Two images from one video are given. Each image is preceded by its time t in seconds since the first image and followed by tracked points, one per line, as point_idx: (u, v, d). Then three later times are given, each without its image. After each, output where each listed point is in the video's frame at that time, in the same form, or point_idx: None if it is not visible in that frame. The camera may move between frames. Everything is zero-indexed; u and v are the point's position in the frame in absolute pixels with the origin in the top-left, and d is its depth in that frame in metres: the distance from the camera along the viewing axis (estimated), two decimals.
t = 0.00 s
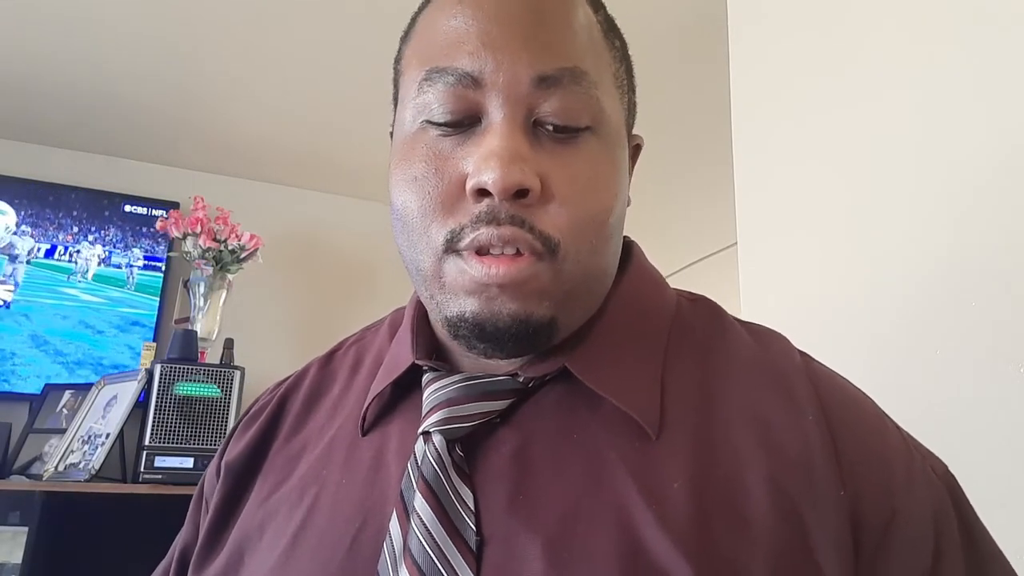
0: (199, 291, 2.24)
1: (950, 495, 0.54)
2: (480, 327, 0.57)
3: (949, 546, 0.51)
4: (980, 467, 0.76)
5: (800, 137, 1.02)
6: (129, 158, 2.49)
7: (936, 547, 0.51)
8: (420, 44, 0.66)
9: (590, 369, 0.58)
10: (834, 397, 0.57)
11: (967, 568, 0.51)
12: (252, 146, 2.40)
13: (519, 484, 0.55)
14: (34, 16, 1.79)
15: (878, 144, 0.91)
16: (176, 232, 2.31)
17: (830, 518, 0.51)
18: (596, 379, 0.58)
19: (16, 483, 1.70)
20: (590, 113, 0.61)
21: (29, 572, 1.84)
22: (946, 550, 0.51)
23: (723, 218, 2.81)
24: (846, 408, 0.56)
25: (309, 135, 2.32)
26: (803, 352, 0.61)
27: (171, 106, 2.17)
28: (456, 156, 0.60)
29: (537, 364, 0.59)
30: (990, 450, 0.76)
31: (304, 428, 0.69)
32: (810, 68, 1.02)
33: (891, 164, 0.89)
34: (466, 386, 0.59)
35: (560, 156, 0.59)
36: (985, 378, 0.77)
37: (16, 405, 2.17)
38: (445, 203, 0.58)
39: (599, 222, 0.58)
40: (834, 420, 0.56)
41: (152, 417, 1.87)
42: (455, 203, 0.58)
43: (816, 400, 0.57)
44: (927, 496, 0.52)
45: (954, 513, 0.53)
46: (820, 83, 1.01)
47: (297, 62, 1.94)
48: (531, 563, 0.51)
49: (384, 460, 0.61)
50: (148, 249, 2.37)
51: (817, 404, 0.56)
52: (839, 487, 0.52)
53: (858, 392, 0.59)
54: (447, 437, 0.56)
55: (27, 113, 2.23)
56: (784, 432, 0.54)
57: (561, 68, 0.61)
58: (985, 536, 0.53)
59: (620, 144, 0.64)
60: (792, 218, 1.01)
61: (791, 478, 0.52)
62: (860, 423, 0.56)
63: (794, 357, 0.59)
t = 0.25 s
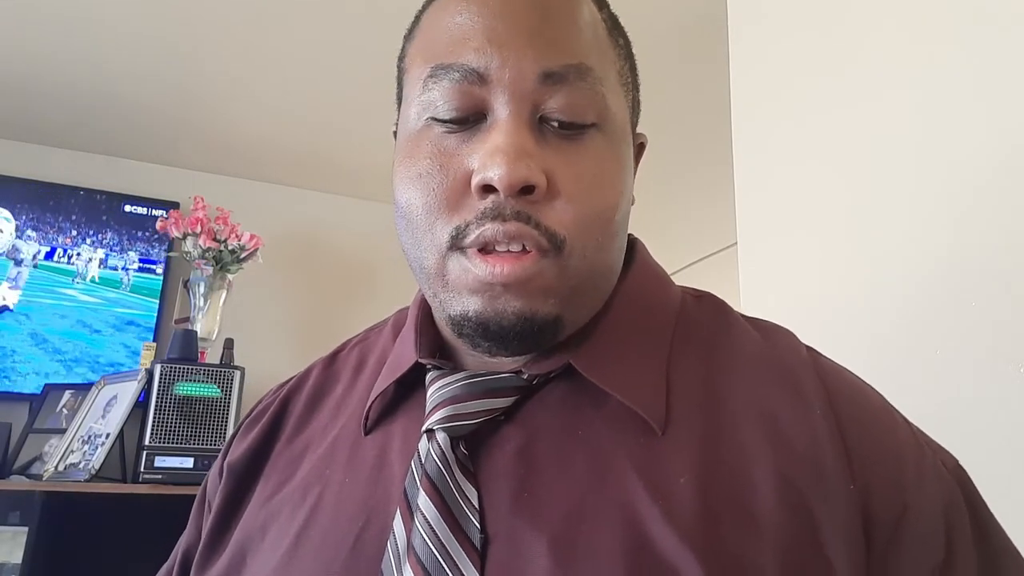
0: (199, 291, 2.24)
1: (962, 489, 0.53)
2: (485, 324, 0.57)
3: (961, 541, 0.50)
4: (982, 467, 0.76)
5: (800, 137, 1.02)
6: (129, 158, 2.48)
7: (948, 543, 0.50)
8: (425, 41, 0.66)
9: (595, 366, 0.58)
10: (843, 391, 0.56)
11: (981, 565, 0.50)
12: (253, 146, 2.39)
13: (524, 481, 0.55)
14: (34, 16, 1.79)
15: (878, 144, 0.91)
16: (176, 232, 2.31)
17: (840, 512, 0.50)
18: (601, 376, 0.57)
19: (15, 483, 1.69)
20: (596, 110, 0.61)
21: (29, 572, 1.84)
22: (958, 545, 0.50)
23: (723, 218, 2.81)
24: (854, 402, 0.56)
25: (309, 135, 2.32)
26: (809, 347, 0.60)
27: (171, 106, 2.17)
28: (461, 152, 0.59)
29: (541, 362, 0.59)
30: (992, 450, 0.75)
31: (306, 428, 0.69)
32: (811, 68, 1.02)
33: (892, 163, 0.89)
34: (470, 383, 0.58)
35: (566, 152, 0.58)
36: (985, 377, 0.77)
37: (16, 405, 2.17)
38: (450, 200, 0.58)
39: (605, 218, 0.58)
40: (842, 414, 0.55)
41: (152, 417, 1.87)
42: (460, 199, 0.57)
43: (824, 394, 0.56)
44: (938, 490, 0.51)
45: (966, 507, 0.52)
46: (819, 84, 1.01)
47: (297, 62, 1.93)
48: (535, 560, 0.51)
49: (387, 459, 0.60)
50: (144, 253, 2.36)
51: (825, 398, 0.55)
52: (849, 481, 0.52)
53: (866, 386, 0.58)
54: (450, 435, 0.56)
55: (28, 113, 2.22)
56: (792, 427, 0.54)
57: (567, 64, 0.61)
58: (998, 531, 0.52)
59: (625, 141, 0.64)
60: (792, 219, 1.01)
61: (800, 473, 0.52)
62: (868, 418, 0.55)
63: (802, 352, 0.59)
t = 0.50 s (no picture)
0: (199, 291, 2.24)
1: (981, 481, 0.52)
2: (493, 322, 0.57)
3: (981, 535, 0.49)
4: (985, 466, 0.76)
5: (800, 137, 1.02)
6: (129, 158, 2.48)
7: (969, 535, 0.49)
8: (429, 39, 0.66)
9: (603, 361, 0.57)
10: (856, 385, 0.56)
11: (1003, 558, 0.49)
12: (253, 146, 2.39)
13: (533, 478, 0.54)
14: (35, 17, 1.79)
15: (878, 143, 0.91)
16: (176, 232, 2.30)
17: (857, 507, 0.50)
18: (610, 370, 0.57)
19: (15, 483, 1.69)
20: (602, 106, 0.61)
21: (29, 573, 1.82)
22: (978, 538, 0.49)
23: (723, 218, 2.81)
24: (868, 396, 0.55)
25: (309, 135, 2.32)
26: (821, 340, 0.60)
27: (171, 106, 2.17)
28: (467, 149, 0.59)
29: (548, 357, 0.59)
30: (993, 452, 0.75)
31: (311, 429, 0.69)
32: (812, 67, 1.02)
33: (892, 162, 0.89)
34: (477, 379, 0.58)
35: (573, 148, 0.58)
36: (984, 377, 0.76)
37: (15, 405, 2.17)
38: (457, 197, 0.58)
39: (612, 214, 0.58)
40: (857, 408, 0.54)
41: (152, 417, 1.87)
42: (467, 196, 0.57)
43: (837, 387, 0.55)
44: (957, 483, 0.51)
45: (985, 500, 0.51)
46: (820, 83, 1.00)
47: (298, 63, 1.93)
48: (547, 557, 0.50)
49: (394, 458, 0.60)
50: (129, 250, 2.34)
51: (838, 392, 0.55)
52: (864, 475, 0.51)
53: (880, 379, 0.58)
54: (458, 431, 0.56)
55: (28, 114, 2.22)
56: (806, 422, 0.53)
57: (573, 60, 0.60)
58: (1020, 523, 0.51)
59: (631, 137, 0.63)
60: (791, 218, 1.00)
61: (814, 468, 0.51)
62: (884, 411, 0.54)
63: (814, 346, 0.58)
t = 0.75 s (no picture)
0: (199, 291, 2.23)
1: (1007, 482, 0.51)
2: (509, 319, 0.56)
3: (1008, 537, 0.49)
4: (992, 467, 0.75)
5: (799, 137, 1.01)
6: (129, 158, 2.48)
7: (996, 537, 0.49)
8: (443, 36, 0.66)
9: (620, 360, 0.57)
10: (879, 384, 0.55)
11: None
12: (252, 146, 2.39)
13: (551, 479, 0.54)
14: (35, 17, 1.79)
15: (877, 143, 0.91)
16: (176, 232, 2.30)
17: (881, 507, 0.49)
18: (627, 369, 0.56)
19: (14, 484, 1.69)
20: (617, 101, 0.61)
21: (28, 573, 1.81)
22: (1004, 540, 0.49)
23: (723, 218, 2.81)
24: (891, 396, 0.54)
25: (310, 135, 2.32)
26: (841, 339, 0.59)
27: (172, 106, 2.17)
28: (482, 144, 0.59)
29: (564, 357, 0.58)
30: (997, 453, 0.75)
31: (325, 431, 0.69)
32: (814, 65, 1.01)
33: (892, 162, 0.89)
34: (493, 379, 0.58)
35: (589, 142, 0.58)
36: (984, 377, 0.76)
37: (15, 405, 2.17)
38: (472, 193, 0.57)
39: (628, 209, 0.57)
40: (881, 408, 0.53)
41: (152, 417, 1.87)
42: (482, 191, 0.57)
43: (859, 387, 0.54)
44: (983, 484, 0.50)
45: (1011, 501, 0.50)
46: (820, 83, 1.00)
47: (299, 63, 1.93)
48: (569, 558, 0.50)
49: (409, 459, 0.60)
50: (102, 245, 2.31)
51: (860, 391, 0.54)
52: (888, 474, 0.50)
53: (902, 379, 0.57)
54: (475, 432, 0.56)
55: (27, 114, 2.22)
56: (828, 421, 0.52)
57: (588, 54, 0.60)
58: None
59: (646, 132, 0.63)
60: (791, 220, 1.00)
61: (837, 468, 0.50)
62: (907, 411, 0.53)
63: (834, 345, 0.57)
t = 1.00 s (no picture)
0: (199, 291, 2.23)
1: None
2: (543, 324, 0.56)
3: None
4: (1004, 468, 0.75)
5: (800, 136, 1.01)
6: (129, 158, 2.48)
7: None
8: (472, 36, 0.66)
9: (651, 364, 0.57)
10: (913, 388, 0.55)
11: None
12: (253, 146, 2.39)
13: (582, 484, 0.54)
14: (37, 18, 1.79)
15: (877, 141, 0.90)
16: (175, 232, 2.29)
17: (919, 514, 0.49)
18: (658, 372, 0.56)
19: (14, 483, 1.69)
20: (649, 100, 0.61)
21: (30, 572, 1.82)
22: None
23: (724, 218, 2.81)
24: (927, 401, 0.54)
25: (310, 135, 2.32)
26: (873, 343, 0.59)
27: (174, 106, 2.16)
28: (512, 143, 0.59)
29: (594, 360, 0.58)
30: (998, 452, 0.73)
31: (349, 435, 0.69)
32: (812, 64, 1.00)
33: (891, 160, 0.87)
34: (521, 382, 0.57)
35: (621, 141, 0.58)
36: (984, 378, 0.75)
37: (15, 406, 2.17)
38: (504, 191, 0.57)
39: (661, 208, 0.57)
40: (915, 414, 0.53)
41: (152, 417, 1.87)
42: (513, 190, 0.57)
43: (893, 392, 0.54)
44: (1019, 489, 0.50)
45: None
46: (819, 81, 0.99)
47: (298, 64, 1.93)
48: (602, 562, 0.50)
49: (437, 463, 0.60)
50: (78, 241, 2.28)
51: (895, 396, 0.54)
52: (927, 478, 0.50)
53: (935, 383, 0.57)
54: (505, 435, 0.55)
55: (28, 116, 2.23)
56: (863, 426, 0.52)
57: (620, 52, 0.60)
58: None
59: (676, 132, 0.63)
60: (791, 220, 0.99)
61: (873, 474, 0.50)
62: (943, 417, 0.53)
63: (867, 349, 0.57)
